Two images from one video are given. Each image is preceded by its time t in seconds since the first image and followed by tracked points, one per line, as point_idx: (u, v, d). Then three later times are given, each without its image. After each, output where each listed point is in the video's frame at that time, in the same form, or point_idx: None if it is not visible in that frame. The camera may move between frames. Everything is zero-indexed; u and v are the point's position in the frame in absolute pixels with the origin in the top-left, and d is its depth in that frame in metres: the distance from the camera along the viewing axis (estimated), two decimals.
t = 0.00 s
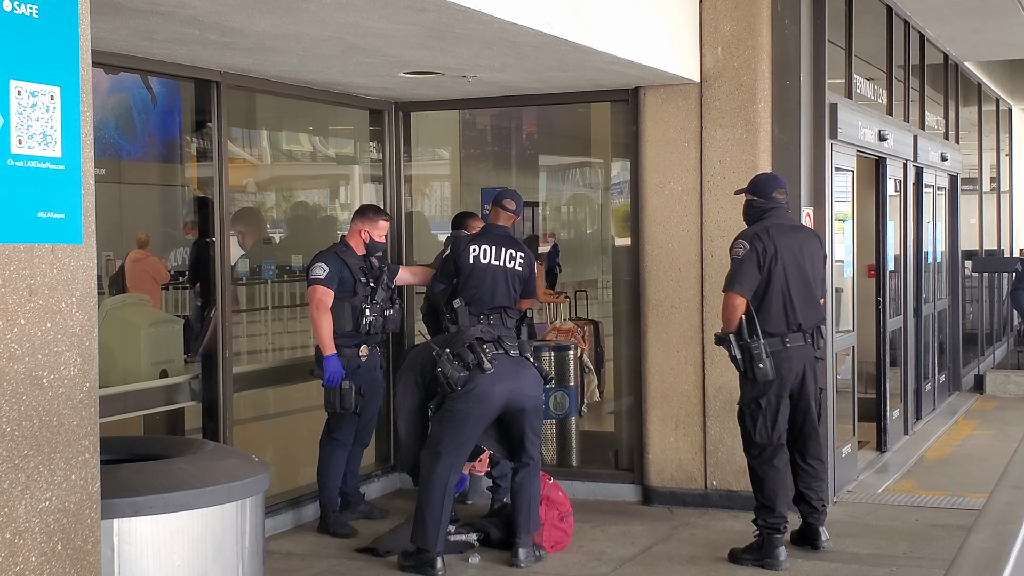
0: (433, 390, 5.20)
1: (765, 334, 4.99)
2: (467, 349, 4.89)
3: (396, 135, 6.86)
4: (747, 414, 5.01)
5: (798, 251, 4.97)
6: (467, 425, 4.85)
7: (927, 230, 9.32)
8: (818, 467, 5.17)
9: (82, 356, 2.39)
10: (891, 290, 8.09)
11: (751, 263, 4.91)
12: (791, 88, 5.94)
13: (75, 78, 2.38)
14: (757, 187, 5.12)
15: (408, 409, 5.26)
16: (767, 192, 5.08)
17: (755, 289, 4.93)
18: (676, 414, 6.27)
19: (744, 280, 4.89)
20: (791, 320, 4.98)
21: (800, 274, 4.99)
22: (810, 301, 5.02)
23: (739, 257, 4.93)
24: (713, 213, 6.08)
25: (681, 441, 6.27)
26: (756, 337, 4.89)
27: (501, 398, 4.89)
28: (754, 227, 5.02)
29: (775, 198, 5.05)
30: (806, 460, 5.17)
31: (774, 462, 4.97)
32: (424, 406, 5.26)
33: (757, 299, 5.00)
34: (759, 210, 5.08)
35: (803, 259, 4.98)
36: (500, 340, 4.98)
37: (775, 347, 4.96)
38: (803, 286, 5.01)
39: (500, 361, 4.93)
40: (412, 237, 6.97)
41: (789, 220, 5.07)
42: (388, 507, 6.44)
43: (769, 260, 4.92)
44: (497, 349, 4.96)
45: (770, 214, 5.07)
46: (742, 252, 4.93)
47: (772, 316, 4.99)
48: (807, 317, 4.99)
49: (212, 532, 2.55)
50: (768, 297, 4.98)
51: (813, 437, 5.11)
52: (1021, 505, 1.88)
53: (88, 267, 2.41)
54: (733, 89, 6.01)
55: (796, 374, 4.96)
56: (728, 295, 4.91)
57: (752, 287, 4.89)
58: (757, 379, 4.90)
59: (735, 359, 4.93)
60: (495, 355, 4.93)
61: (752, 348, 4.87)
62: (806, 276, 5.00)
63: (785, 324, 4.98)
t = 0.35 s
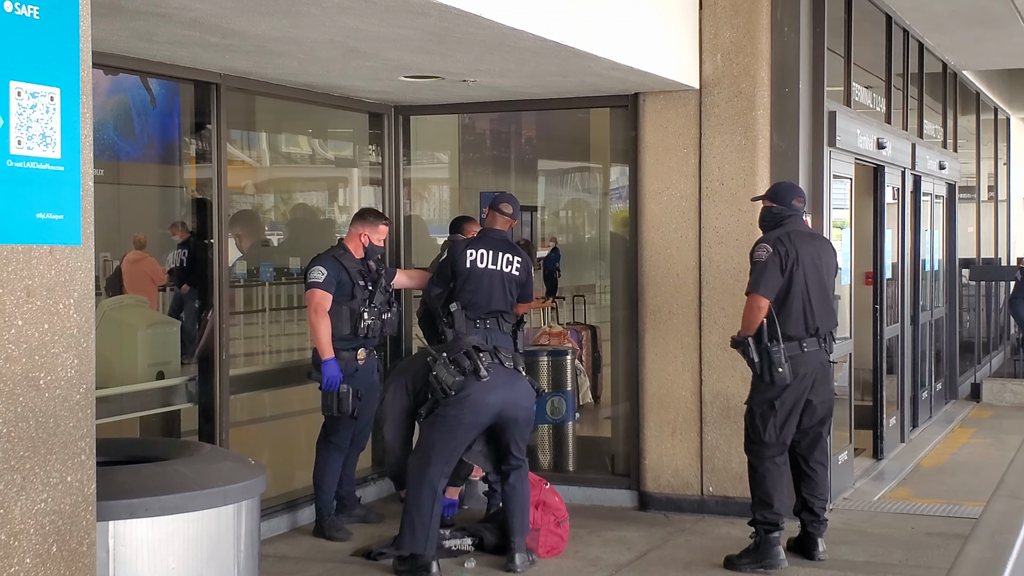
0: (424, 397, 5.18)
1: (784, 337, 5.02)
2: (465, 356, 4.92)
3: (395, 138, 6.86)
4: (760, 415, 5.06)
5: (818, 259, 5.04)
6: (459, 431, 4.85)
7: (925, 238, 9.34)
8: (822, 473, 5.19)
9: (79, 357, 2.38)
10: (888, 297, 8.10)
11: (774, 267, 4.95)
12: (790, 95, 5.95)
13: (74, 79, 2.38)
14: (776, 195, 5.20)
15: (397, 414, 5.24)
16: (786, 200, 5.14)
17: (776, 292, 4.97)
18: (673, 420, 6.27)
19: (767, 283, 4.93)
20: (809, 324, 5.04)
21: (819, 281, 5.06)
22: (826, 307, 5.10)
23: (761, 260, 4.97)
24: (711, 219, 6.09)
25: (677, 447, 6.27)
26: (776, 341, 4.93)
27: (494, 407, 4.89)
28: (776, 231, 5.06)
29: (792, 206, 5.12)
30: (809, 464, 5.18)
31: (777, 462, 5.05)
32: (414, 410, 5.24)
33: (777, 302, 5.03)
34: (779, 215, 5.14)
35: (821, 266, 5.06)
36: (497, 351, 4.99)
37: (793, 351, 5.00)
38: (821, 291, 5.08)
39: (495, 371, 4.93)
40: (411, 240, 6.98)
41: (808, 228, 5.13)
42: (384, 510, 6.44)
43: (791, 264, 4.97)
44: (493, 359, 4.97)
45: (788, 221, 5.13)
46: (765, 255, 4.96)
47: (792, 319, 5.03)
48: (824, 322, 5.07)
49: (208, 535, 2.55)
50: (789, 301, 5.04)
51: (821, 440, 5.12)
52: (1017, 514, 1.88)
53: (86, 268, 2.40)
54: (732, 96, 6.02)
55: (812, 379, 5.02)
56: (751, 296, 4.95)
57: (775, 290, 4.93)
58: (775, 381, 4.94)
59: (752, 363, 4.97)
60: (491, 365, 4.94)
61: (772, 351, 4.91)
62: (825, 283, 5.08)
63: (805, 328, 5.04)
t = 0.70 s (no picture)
0: (424, 400, 5.17)
1: (788, 332, 5.04)
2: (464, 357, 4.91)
3: (393, 139, 6.86)
4: (766, 412, 5.08)
5: (819, 255, 5.06)
6: (459, 430, 4.85)
7: (925, 238, 9.34)
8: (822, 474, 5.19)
9: (78, 357, 2.38)
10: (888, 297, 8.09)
11: (777, 261, 4.97)
12: (790, 96, 5.95)
13: (72, 79, 2.38)
14: (774, 196, 5.19)
15: (397, 417, 5.19)
16: (786, 200, 5.14)
17: (780, 286, 4.98)
18: (672, 421, 6.27)
19: (772, 278, 4.93)
20: (813, 319, 5.05)
21: (821, 276, 5.08)
22: (829, 303, 5.12)
23: (765, 254, 4.97)
24: (710, 220, 6.09)
25: (676, 447, 6.27)
26: (779, 337, 4.96)
27: (494, 408, 4.88)
28: (777, 230, 5.07)
29: (792, 206, 5.11)
30: (810, 464, 5.17)
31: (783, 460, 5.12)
32: (414, 413, 5.21)
33: (780, 297, 5.05)
34: (779, 215, 5.14)
35: (823, 262, 5.08)
36: (496, 352, 5.00)
37: (797, 346, 5.01)
38: (823, 286, 5.09)
39: (495, 372, 4.93)
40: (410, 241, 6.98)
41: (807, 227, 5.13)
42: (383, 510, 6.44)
43: (794, 259, 4.99)
44: (493, 360, 4.97)
45: (789, 220, 5.12)
46: (768, 250, 4.97)
47: (796, 314, 5.04)
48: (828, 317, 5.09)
49: (207, 534, 2.54)
50: (791, 297, 5.05)
51: (821, 441, 5.11)
52: (1015, 515, 1.88)
53: (85, 268, 2.40)
54: (732, 96, 6.02)
55: (816, 374, 5.05)
56: (755, 291, 4.96)
57: (779, 283, 4.94)
58: (779, 377, 4.96)
59: (756, 359, 5.01)
60: (491, 366, 4.94)
61: (776, 346, 4.94)
62: (826, 277, 5.11)
63: (808, 323, 5.05)
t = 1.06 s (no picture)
0: (425, 395, 5.17)
1: (774, 330, 5.05)
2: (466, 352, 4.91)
3: (391, 133, 6.85)
4: (759, 410, 5.08)
5: (805, 252, 5.07)
6: (460, 426, 4.86)
7: (923, 232, 9.34)
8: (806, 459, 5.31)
9: (76, 352, 2.39)
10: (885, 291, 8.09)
11: (763, 262, 4.97)
12: (788, 89, 5.94)
13: (69, 74, 2.38)
14: (759, 189, 5.18)
15: (399, 411, 5.21)
16: (771, 194, 5.14)
17: (766, 287, 4.99)
18: (671, 415, 6.28)
19: (756, 278, 4.95)
20: (799, 317, 5.09)
21: (807, 273, 5.09)
22: (816, 299, 5.14)
23: (750, 255, 4.98)
24: (708, 214, 6.09)
25: (675, 441, 6.28)
26: (766, 334, 4.97)
27: (495, 404, 4.88)
28: (762, 227, 5.07)
29: (777, 200, 5.12)
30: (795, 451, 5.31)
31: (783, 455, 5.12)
32: (416, 407, 5.22)
33: (766, 296, 5.06)
34: (764, 210, 5.14)
35: (809, 259, 5.09)
36: (498, 350, 5.01)
37: (784, 343, 5.04)
38: (809, 283, 5.11)
39: (496, 368, 4.93)
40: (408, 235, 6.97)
41: (793, 221, 5.14)
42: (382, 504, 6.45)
43: (779, 258, 5.00)
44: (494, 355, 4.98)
45: (774, 215, 5.13)
46: (753, 250, 4.97)
47: (781, 313, 5.05)
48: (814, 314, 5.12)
49: (205, 528, 2.55)
50: (778, 295, 5.06)
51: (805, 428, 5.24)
52: (1012, 507, 1.88)
53: (82, 263, 2.41)
54: (730, 90, 6.02)
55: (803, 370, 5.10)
56: (739, 291, 4.98)
57: (763, 284, 4.95)
58: (768, 374, 4.95)
59: (744, 357, 5.01)
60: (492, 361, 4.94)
61: (762, 344, 4.94)
62: (813, 275, 5.12)
63: (795, 320, 5.08)
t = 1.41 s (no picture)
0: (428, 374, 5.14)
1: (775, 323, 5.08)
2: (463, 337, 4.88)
3: (390, 123, 6.84)
4: (758, 402, 5.08)
5: (806, 248, 5.09)
6: (463, 412, 4.87)
7: (920, 225, 9.34)
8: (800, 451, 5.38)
9: (74, 341, 2.38)
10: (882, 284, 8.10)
11: (769, 256, 4.96)
12: (786, 82, 5.93)
13: (67, 62, 2.37)
14: (756, 181, 5.17)
15: (405, 393, 5.18)
16: (767, 187, 5.14)
17: (770, 281, 4.98)
18: (668, 406, 6.29)
19: (762, 273, 4.93)
20: (798, 310, 5.11)
21: (807, 268, 5.12)
22: (813, 292, 5.18)
23: (755, 249, 4.95)
24: (707, 207, 6.09)
25: (671, 433, 6.29)
26: (767, 326, 4.99)
27: (496, 384, 4.90)
28: (766, 221, 5.06)
29: (774, 193, 5.13)
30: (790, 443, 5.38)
31: (778, 446, 5.14)
32: (420, 389, 5.19)
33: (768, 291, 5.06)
34: (760, 204, 5.15)
35: (809, 254, 5.11)
36: (495, 327, 4.98)
37: (782, 335, 5.06)
38: (808, 278, 5.14)
39: (496, 348, 4.92)
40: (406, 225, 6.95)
41: (789, 215, 5.15)
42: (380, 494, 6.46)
43: (784, 253, 5.00)
44: (492, 335, 4.96)
45: (770, 209, 5.15)
46: (758, 244, 4.95)
47: (782, 306, 5.08)
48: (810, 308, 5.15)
49: (201, 518, 2.55)
50: (779, 290, 5.07)
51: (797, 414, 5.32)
52: (1009, 502, 1.89)
53: (81, 252, 2.40)
54: (729, 82, 6.02)
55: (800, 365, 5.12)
56: (744, 284, 4.95)
57: (768, 279, 4.93)
58: (767, 365, 4.98)
59: (743, 348, 5.03)
60: (491, 342, 4.93)
61: (764, 336, 4.97)
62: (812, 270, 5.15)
63: (795, 314, 5.11)
